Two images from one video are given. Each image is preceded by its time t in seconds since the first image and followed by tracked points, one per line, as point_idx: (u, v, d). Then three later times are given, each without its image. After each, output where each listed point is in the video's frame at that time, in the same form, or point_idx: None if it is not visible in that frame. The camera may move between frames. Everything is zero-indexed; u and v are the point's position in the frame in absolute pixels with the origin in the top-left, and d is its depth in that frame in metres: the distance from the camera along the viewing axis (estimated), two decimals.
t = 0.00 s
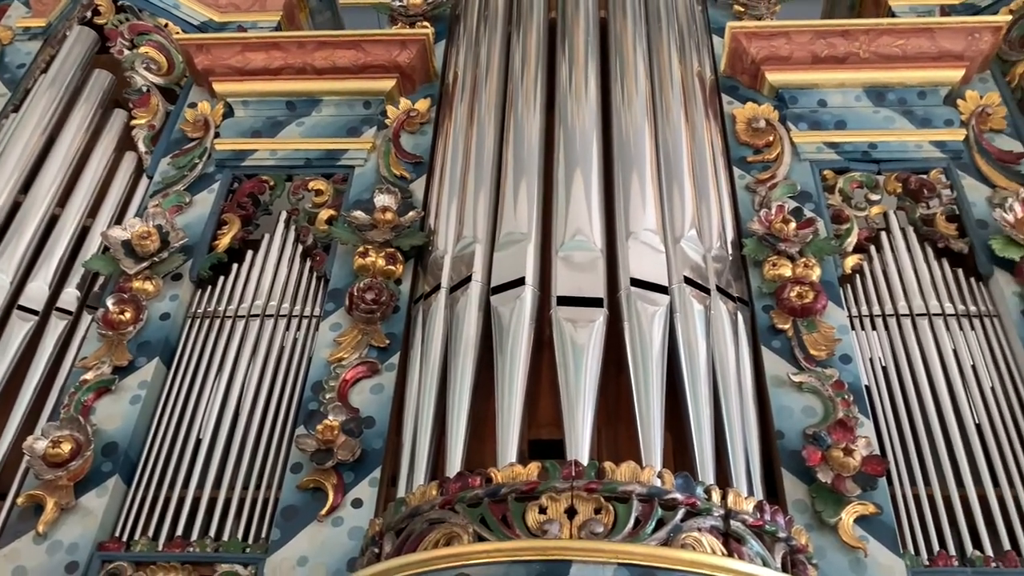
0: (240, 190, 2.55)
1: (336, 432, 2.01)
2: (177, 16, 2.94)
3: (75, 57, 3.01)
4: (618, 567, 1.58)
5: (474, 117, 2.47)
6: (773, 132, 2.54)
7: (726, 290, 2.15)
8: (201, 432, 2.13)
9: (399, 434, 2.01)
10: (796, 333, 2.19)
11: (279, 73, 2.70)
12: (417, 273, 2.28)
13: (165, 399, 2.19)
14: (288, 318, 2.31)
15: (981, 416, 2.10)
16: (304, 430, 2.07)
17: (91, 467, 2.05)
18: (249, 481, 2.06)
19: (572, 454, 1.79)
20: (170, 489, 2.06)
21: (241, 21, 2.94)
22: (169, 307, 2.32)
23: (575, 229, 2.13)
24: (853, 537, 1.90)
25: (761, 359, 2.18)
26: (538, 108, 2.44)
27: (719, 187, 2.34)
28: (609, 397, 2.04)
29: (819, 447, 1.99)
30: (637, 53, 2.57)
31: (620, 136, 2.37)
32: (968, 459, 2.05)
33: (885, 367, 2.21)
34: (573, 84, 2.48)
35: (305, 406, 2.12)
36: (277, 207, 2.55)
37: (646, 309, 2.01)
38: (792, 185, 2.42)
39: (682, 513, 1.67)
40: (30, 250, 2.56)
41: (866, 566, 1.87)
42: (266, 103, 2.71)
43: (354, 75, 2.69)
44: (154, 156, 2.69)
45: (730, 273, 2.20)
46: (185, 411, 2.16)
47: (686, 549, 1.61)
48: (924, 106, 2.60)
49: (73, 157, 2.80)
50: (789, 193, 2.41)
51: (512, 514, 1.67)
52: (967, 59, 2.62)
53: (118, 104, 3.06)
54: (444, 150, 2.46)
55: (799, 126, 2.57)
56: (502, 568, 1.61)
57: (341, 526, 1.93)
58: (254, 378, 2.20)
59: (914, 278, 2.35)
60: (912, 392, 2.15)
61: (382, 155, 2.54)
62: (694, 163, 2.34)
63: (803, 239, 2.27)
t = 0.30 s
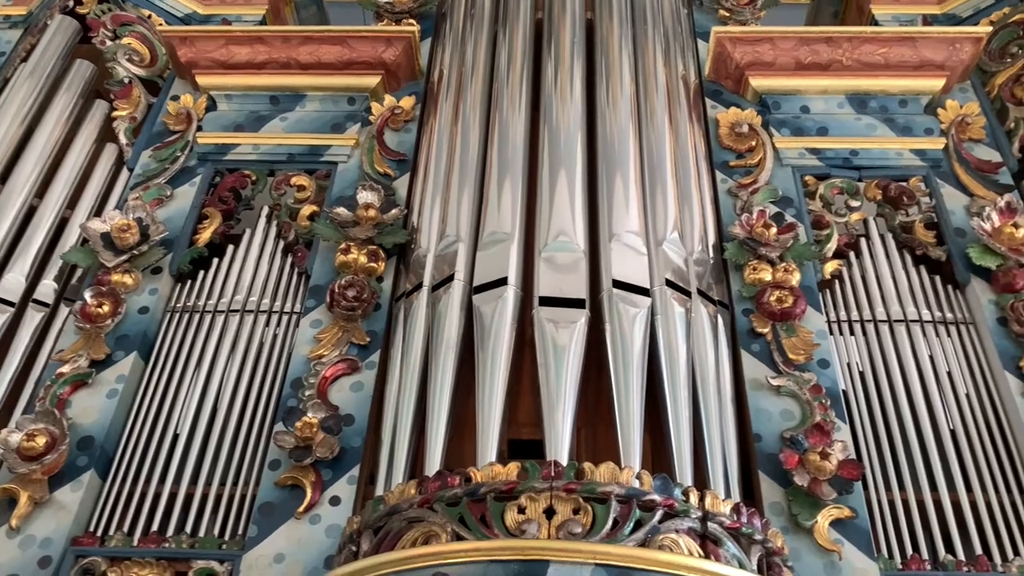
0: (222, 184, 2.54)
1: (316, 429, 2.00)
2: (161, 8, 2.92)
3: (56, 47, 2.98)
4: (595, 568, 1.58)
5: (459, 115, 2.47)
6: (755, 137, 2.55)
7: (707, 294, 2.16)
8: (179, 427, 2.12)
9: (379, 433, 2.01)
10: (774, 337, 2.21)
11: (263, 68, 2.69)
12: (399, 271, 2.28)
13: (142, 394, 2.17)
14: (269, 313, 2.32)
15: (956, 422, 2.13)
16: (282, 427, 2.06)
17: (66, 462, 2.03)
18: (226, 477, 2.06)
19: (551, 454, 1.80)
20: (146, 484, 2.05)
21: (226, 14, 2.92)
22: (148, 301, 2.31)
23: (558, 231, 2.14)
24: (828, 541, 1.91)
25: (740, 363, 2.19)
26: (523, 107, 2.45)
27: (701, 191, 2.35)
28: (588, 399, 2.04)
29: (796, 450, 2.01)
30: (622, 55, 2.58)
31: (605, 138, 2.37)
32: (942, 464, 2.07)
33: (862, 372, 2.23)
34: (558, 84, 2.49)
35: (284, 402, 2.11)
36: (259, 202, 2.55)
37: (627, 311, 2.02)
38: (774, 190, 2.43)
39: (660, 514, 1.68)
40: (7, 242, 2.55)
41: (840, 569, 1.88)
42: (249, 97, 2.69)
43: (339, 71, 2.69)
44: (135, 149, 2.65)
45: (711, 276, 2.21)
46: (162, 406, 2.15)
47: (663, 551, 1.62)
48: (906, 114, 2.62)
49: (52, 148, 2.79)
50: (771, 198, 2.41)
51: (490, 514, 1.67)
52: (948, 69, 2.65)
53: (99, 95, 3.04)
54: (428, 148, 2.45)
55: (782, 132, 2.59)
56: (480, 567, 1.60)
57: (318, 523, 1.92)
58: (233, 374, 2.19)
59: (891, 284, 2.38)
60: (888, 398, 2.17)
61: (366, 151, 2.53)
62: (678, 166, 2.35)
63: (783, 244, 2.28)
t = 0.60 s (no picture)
0: (203, 177, 2.52)
1: (294, 425, 1.99)
2: None
3: (37, 36, 2.95)
4: (572, 569, 1.58)
5: (443, 113, 2.47)
6: (738, 142, 2.56)
7: (687, 296, 2.16)
8: (155, 422, 2.10)
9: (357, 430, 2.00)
10: (753, 340, 2.22)
11: (246, 62, 2.67)
12: (380, 269, 2.27)
13: (119, 387, 2.16)
14: (248, 309, 2.30)
15: (930, 427, 2.15)
16: (260, 423, 2.05)
17: (40, 455, 2.01)
18: (203, 472, 2.04)
19: (530, 454, 1.80)
20: (122, 478, 2.03)
21: (209, 7, 2.90)
22: (126, 294, 2.29)
23: (541, 231, 2.14)
24: (803, 543, 1.93)
25: (718, 366, 2.20)
26: (508, 107, 2.45)
27: (684, 194, 2.36)
28: (568, 399, 2.05)
29: (773, 454, 2.01)
30: (607, 57, 2.59)
31: (589, 139, 2.38)
32: (916, 469, 2.10)
33: (839, 377, 2.25)
34: (543, 84, 2.49)
35: (262, 398, 2.10)
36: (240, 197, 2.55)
37: (608, 312, 2.02)
38: (755, 195, 2.44)
39: (638, 516, 1.69)
40: None
41: (814, 571, 1.90)
42: (231, 91, 2.67)
43: (323, 66, 2.68)
44: (115, 140, 2.63)
45: (691, 279, 2.22)
46: (139, 400, 2.14)
47: (640, 552, 1.63)
48: (886, 122, 2.65)
49: (31, 137, 2.77)
50: (751, 203, 2.43)
51: (468, 513, 1.67)
52: (929, 78, 2.67)
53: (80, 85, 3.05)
54: (412, 145, 2.45)
55: (764, 137, 2.61)
56: (457, 566, 1.60)
57: (295, 520, 1.92)
58: (211, 369, 2.18)
59: (869, 290, 2.40)
60: (864, 403, 2.19)
61: (349, 147, 2.53)
62: (661, 169, 2.36)
63: (763, 248, 2.28)
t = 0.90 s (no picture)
0: (183, 170, 2.50)
1: (271, 422, 1.97)
2: None
3: (17, 22, 2.89)
4: (549, 569, 1.58)
5: (427, 110, 2.47)
6: (720, 146, 2.58)
7: (667, 299, 2.17)
8: (131, 416, 2.08)
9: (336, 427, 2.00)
10: (731, 344, 2.23)
11: (229, 55, 2.65)
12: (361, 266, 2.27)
13: (94, 381, 2.14)
14: (227, 304, 2.29)
15: (904, 432, 2.17)
16: (237, 419, 2.03)
17: (12, 448, 1.98)
18: (179, 468, 2.03)
19: (509, 454, 1.80)
20: (96, 473, 2.01)
21: None
22: (104, 287, 2.26)
23: (523, 231, 2.14)
24: (777, 546, 1.94)
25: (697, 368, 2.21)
26: (492, 106, 2.45)
27: (665, 197, 2.37)
28: (547, 398, 2.06)
29: (749, 456, 2.02)
30: (592, 58, 2.59)
31: (572, 140, 2.38)
32: (890, 474, 2.12)
33: (816, 381, 2.27)
34: (527, 84, 2.49)
35: (240, 394, 2.08)
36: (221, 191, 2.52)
37: (589, 313, 2.03)
38: (735, 199, 2.46)
39: (615, 516, 1.69)
40: None
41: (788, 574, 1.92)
42: (214, 84, 2.66)
43: (306, 61, 2.66)
44: (94, 131, 2.60)
45: (671, 281, 2.23)
46: (115, 394, 2.12)
47: (616, 553, 1.63)
48: (866, 129, 2.68)
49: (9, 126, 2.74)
50: (732, 207, 2.44)
51: (446, 512, 1.67)
52: (909, 87, 2.70)
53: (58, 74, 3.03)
54: (395, 142, 2.44)
55: (746, 141, 2.62)
56: (434, 566, 1.60)
57: (271, 517, 1.91)
58: (188, 364, 2.16)
59: (846, 295, 2.42)
60: (840, 407, 2.21)
61: (331, 143, 2.51)
62: (643, 171, 2.37)
63: (744, 252, 2.30)
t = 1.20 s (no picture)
0: (164, 163, 2.49)
1: (250, 418, 1.96)
2: None
3: None
4: (527, 569, 1.58)
5: (411, 108, 2.46)
6: (702, 150, 2.60)
7: (648, 301, 2.18)
8: (108, 411, 2.07)
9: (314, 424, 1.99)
10: (711, 347, 2.24)
11: (212, 48, 2.63)
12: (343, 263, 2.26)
13: (70, 375, 2.12)
14: (207, 299, 2.27)
15: (880, 436, 2.20)
16: (216, 415, 2.02)
17: None
18: (155, 463, 2.01)
19: (489, 454, 1.80)
20: (71, 467, 2.00)
21: None
22: (82, 280, 2.25)
23: (506, 231, 2.14)
24: (753, 548, 1.96)
25: (676, 371, 2.22)
26: (477, 105, 2.45)
27: (648, 199, 2.38)
28: (528, 398, 2.06)
29: (726, 459, 2.04)
30: (577, 60, 2.60)
31: (556, 140, 2.39)
32: (864, 478, 2.14)
33: (793, 385, 2.29)
34: (512, 84, 2.49)
35: (219, 389, 2.07)
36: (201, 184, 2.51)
37: (570, 314, 2.03)
38: (717, 203, 2.47)
39: (593, 517, 1.69)
40: None
41: None
42: (196, 77, 2.63)
43: (290, 56, 2.65)
44: (75, 122, 2.57)
45: (652, 284, 2.24)
46: (91, 388, 2.10)
47: (595, 553, 1.62)
48: (847, 136, 2.70)
49: None
50: (713, 211, 2.45)
51: (425, 511, 1.66)
52: (889, 95, 2.73)
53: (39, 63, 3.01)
54: (379, 139, 2.44)
55: (728, 146, 2.64)
56: (412, 565, 1.59)
57: (248, 514, 1.90)
58: (166, 359, 2.15)
59: (825, 301, 2.44)
60: (817, 411, 2.23)
61: (314, 139, 2.50)
62: (626, 173, 2.38)
63: (723, 257, 2.30)
